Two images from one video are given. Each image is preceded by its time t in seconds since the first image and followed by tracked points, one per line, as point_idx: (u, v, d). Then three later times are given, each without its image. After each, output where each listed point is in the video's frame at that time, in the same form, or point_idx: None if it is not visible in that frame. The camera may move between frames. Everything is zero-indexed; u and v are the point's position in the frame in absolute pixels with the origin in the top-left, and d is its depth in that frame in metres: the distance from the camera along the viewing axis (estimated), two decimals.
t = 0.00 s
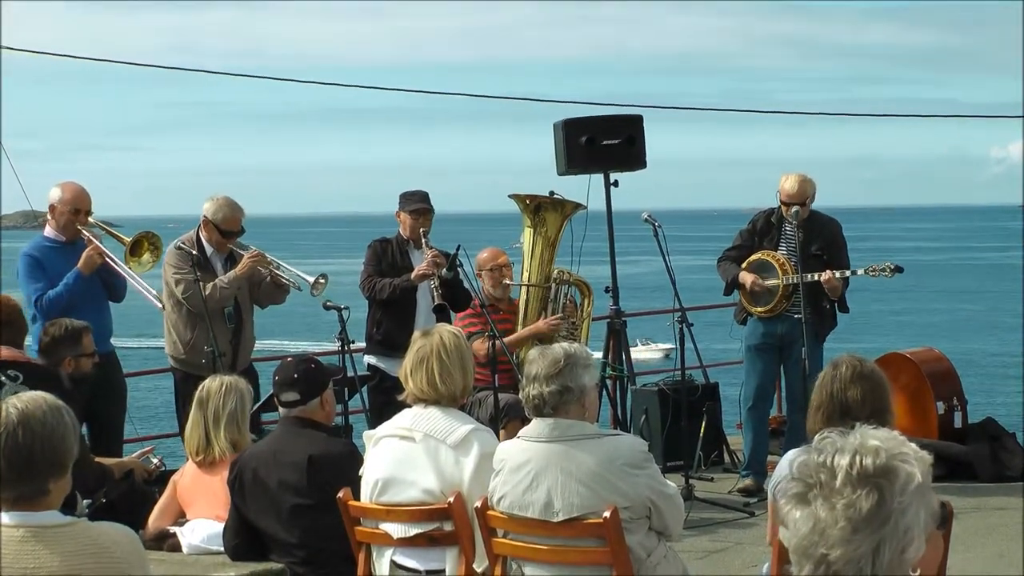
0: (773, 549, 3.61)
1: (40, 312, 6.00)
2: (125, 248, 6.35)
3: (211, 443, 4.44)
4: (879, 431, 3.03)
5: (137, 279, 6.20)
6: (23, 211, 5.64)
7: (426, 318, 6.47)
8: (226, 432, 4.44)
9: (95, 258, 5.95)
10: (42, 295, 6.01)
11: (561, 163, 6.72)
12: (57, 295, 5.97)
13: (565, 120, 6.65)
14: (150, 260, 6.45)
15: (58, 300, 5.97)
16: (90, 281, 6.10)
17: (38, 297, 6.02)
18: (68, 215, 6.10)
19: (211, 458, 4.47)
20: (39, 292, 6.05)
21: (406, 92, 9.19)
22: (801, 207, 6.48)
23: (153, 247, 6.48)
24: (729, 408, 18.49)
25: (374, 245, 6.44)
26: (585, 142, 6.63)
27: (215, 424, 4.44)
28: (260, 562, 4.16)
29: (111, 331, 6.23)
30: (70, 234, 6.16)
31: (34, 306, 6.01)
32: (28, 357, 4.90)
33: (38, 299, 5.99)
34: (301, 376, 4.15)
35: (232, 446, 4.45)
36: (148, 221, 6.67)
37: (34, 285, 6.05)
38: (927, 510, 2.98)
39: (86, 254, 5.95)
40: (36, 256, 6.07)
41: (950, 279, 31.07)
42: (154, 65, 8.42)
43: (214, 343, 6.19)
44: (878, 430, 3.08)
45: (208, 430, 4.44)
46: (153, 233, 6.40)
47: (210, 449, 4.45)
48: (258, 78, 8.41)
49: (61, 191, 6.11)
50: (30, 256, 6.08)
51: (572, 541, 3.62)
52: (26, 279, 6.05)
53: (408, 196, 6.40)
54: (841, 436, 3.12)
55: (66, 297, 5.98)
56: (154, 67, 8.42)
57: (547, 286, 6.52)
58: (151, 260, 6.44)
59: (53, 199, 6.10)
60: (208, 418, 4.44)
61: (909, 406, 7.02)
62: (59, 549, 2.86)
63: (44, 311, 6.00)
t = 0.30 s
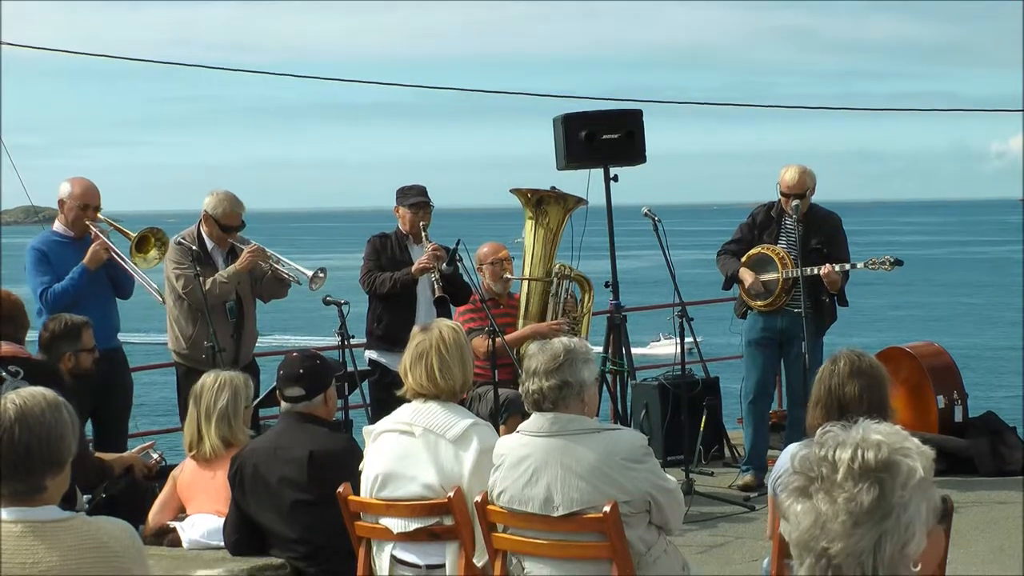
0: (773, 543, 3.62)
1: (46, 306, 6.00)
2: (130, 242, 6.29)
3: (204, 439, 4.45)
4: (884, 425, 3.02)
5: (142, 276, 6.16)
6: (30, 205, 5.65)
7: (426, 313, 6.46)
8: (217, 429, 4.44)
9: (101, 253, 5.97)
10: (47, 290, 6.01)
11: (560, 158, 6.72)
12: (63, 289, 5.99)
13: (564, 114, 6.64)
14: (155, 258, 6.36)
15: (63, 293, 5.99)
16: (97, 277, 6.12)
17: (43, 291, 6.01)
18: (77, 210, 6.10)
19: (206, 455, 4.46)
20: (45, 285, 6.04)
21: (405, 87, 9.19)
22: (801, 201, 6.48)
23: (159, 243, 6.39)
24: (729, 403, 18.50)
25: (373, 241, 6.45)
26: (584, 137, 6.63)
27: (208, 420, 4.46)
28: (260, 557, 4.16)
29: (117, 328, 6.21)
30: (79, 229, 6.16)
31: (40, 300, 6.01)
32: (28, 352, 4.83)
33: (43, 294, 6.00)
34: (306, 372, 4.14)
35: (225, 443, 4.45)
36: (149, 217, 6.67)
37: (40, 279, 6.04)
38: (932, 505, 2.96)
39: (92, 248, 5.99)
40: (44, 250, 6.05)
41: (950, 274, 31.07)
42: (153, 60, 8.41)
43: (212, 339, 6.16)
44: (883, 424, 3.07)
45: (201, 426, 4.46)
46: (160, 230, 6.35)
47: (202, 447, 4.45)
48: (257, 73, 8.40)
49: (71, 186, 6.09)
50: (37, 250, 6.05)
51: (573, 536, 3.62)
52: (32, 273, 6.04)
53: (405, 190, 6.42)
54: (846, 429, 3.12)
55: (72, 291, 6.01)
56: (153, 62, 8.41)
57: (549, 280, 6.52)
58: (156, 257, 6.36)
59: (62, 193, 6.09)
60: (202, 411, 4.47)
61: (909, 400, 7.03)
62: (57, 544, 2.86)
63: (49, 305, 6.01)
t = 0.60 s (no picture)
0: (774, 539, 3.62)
1: (53, 300, 6.01)
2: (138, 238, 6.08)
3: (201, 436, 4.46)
4: (881, 422, 3.02)
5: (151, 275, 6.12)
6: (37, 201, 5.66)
7: (428, 310, 6.47)
8: (212, 426, 4.42)
9: (110, 248, 5.98)
10: (55, 284, 6.02)
11: (561, 154, 6.71)
12: (70, 284, 5.98)
13: (565, 110, 6.64)
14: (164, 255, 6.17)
15: (71, 289, 5.98)
16: (106, 271, 6.15)
17: (51, 286, 6.03)
18: (87, 206, 6.09)
19: (204, 453, 4.47)
20: (54, 280, 6.04)
21: (405, 83, 9.19)
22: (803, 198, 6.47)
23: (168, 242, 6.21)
24: (731, 398, 18.52)
25: (374, 237, 6.44)
26: (585, 133, 6.62)
27: (204, 417, 4.44)
28: (260, 554, 4.16)
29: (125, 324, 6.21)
30: (90, 225, 6.16)
31: (48, 294, 6.01)
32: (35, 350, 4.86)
33: (51, 288, 6.00)
34: (309, 369, 4.15)
35: (220, 440, 4.44)
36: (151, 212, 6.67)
37: (50, 273, 6.04)
38: (930, 500, 2.95)
39: (100, 245, 5.98)
40: (54, 245, 6.06)
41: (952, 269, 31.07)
42: (153, 57, 8.40)
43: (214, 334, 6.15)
44: (879, 419, 3.07)
45: (197, 423, 4.46)
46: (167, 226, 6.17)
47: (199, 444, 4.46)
48: (257, 68, 8.39)
49: (82, 181, 6.09)
50: (48, 244, 6.06)
51: (572, 532, 3.62)
52: (41, 267, 6.04)
53: (407, 186, 6.39)
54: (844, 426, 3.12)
55: (81, 286, 6.00)
56: (153, 59, 8.41)
57: (550, 276, 6.50)
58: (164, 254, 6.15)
59: (74, 189, 6.09)
60: (198, 408, 4.47)
61: (910, 396, 7.02)
62: (60, 541, 2.85)
63: (57, 300, 6.01)
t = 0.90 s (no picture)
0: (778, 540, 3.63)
1: (62, 300, 6.00)
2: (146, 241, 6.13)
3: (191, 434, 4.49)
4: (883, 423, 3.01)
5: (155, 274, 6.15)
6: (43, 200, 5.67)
7: (431, 312, 6.48)
8: (202, 425, 4.45)
9: (119, 250, 5.98)
10: (64, 284, 6.02)
11: (564, 155, 6.71)
12: (78, 284, 5.98)
13: (568, 111, 6.64)
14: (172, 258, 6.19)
15: (79, 289, 5.98)
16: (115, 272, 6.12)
17: (60, 285, 6.02)
18: (100, 207, 6.09)
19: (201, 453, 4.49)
20: (63, 279, 6.04)
21: (406, 84, 9.20)
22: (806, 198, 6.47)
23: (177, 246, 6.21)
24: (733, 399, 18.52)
25: (378, 238, 6.44)
26: (588, 133, 6.62)
27: (197, 417, 4.47)
28: (263, 554, 4.16)
29: (134, 326, 6.20)
30: (102, 226, 6.16)
31: (57, 294, 6.01)
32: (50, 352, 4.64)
33: (60, 288, 6.01)
34: (314, 369, 4.16)
35: (207, 440, 4.46)
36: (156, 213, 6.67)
37: (59, 273, 6.05)
38: (936, 501, 2.98)
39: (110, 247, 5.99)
40: (66, 244, 6.08)
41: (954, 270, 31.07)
42: (155, 58, 8.41)
43: (218, 334, 6.14)
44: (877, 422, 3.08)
45: (191, 422, 4.49)
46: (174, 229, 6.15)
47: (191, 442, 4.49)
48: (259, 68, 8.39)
49: (96, 182, 6.11)
50: (59, 244, 6.08)
51: (577, 533, 3.62)
52: (52, 266, 6.06)
53: (412, 188, 6.41)
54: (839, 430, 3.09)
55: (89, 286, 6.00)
56: (155, 60, 8.41)
57: (555, 276, 6.50)
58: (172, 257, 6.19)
59: (87, 190, 6.10)
60: (195, 408, 4.50)
61: (913, 396, 7.01)
62: (71, 543, 2.85)
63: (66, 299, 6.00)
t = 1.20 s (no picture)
0: (780, 544, 3.64)
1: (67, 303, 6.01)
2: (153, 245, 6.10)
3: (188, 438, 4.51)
4: (893, 426, 2.95)
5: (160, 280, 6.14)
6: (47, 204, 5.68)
7: (435, 317, 6.48)
8: (200, 429, 4.47)
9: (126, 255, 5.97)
10: (70, 287, 6.02)
11: (567, 159, 6.72)
12: (84, 288, 5.98)
13: (571, 115, 6.65)
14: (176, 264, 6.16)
15: (84, 293, 5.99)
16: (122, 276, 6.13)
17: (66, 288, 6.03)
18: (108, 212, 6.11)
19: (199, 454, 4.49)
20: (70, 282, 6.05)
21: (408, 88, 9.22)
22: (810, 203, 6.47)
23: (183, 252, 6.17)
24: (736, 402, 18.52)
25: (381, 242, 6.45)
26: (591, 137, 6.63)
27: (196, 422, 4.49)
28: (266, 558, 4.17)
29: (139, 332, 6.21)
30: (110, 231, 6.19)
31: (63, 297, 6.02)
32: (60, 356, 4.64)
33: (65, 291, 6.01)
34: (317, 373, 4.14)
35: (202, 445, 4.47)
36: (158, 217, 6.68)
37: (66, 275, 6.06)
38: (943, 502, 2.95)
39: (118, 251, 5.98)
40: (73, 248, 6.08)
41: (957, 274, 31.06)
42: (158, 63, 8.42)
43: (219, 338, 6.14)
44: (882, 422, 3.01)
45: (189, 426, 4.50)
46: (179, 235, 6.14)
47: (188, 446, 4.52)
48: (260, 73, 8.39)
49: (106, 186, 6.12)
50: (66, 247, 6.09)
51: (579, 537, 3.62)
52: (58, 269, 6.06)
53: (418, 193, 6.41)
54: (845, 431, 3.02)
55: (94, 290, 6.00)
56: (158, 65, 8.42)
57: (559, 281, 6.50)
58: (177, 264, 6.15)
59: (96, 194, 6.12)
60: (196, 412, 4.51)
61: (916, 400, 7.01)
62: (75, 549, 2.86)
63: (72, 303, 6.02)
